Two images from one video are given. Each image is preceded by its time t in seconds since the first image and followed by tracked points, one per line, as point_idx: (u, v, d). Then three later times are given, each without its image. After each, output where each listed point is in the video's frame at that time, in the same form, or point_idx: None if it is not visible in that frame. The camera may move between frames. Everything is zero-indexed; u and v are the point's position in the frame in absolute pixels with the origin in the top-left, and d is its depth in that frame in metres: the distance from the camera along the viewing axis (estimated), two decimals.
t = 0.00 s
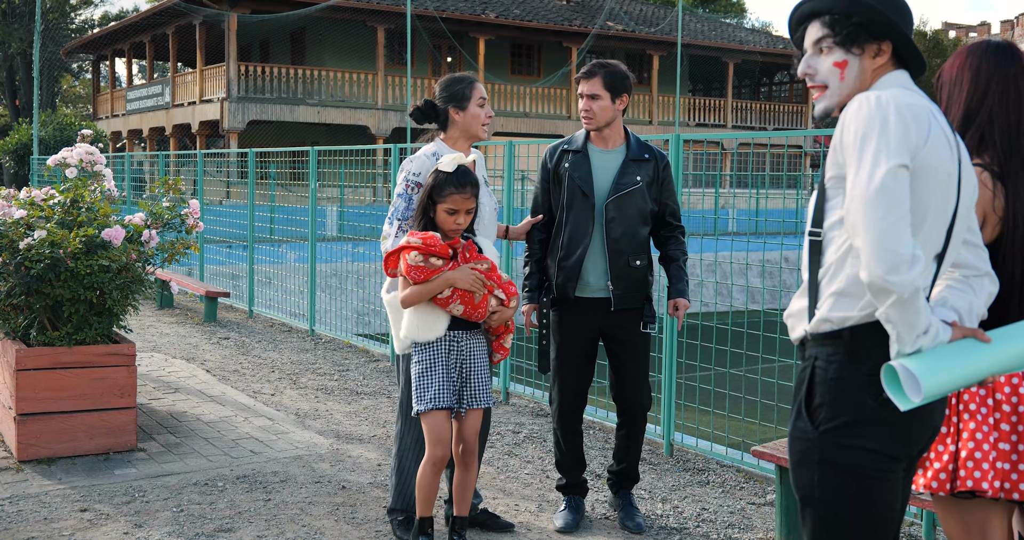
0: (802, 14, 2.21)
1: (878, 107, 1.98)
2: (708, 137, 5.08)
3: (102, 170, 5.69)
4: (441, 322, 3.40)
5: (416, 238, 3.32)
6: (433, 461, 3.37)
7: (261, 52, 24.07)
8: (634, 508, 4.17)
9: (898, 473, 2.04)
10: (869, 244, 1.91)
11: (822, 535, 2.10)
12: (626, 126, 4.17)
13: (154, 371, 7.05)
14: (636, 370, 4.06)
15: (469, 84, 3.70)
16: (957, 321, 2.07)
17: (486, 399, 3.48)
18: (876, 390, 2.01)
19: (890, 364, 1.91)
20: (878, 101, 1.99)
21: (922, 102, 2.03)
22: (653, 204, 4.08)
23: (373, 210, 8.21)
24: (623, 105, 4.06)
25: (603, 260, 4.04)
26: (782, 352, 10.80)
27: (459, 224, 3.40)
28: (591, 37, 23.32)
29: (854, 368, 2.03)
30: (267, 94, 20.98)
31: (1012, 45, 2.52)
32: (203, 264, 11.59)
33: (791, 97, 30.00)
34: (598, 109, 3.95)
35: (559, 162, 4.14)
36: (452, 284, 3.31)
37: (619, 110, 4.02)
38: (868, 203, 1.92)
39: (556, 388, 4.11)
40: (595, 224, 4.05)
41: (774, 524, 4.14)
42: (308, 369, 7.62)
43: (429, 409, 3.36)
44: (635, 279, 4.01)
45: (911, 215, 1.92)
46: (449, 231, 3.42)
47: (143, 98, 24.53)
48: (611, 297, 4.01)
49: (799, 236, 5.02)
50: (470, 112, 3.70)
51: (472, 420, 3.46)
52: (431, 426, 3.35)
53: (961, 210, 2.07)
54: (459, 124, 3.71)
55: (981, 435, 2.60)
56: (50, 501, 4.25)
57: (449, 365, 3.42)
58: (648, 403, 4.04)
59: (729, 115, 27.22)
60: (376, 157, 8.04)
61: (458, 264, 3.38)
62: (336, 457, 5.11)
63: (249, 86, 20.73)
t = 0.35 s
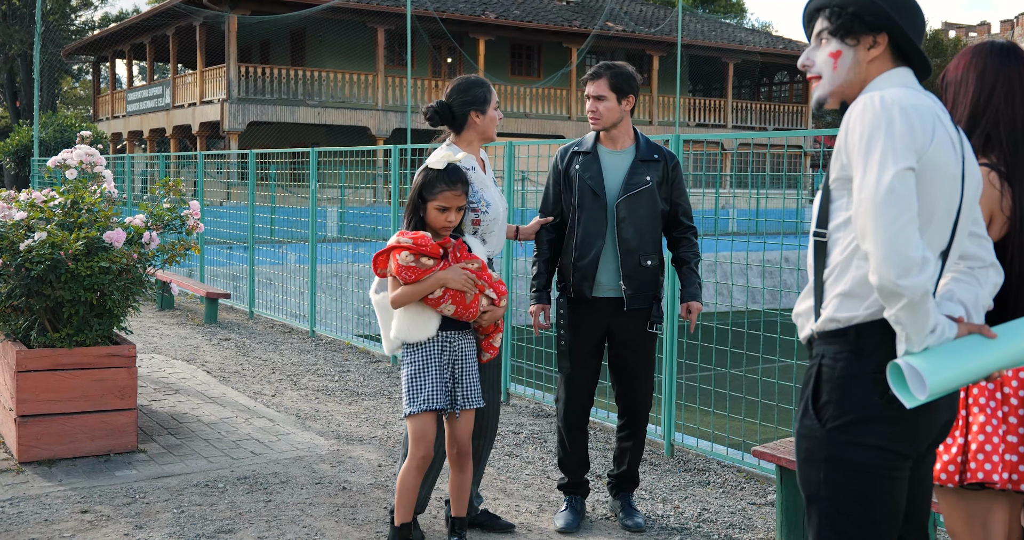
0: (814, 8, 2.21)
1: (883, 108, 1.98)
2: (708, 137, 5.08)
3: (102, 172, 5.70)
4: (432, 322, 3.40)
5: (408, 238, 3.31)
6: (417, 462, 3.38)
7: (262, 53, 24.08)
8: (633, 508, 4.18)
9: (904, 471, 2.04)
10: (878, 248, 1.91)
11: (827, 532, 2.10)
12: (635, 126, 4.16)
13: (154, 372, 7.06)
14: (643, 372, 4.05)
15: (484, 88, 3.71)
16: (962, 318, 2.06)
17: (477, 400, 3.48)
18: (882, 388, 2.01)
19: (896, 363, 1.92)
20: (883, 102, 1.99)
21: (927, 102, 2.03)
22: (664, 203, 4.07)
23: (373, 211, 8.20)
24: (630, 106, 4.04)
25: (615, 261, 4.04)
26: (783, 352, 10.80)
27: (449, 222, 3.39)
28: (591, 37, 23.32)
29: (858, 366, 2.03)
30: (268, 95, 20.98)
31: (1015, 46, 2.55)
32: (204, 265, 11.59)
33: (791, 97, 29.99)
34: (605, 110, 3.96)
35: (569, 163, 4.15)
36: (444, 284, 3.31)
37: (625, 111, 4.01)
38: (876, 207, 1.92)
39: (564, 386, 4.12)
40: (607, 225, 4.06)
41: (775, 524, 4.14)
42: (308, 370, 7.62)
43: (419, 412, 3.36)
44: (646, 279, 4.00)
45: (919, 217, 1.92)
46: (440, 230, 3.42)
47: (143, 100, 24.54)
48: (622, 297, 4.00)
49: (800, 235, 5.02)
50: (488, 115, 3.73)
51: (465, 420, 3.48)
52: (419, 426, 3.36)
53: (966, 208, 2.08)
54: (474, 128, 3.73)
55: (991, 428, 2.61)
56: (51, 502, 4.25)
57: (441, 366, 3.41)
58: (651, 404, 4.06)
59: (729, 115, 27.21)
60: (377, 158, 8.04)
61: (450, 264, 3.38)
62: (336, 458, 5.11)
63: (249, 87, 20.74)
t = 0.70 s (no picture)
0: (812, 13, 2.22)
1: (854, 112, 1.98)
2: (708, 137, 5.08)
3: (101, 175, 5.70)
4: (423, 324, 3.39)
5: (400, 240, 3.32)
6: (412, 466, 3.37)
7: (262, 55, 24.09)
8: (634, 508, 4.17)
9: (904, 470, 2.03)
10: (851, 252, 1.93)
11: (824, 528, 2.11)
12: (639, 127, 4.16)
13: (155, 375, 7.06)
14: (649, 372, 4.05)
15: (489, 91, 3.71)
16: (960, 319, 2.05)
17: (467, 402, 3.48)
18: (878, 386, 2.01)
19: (879, 364, 1.92)
20: (854, 105, 1.99)
21: (906, 101, 2.01)
22: (669, 204, 4.07)
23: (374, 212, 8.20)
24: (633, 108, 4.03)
25: (621, 261, 4.04)
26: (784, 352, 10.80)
27: (441, 220, 3.39)
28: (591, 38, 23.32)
29: (854, 364, 2.03)
30: (267, 97, 20.98)
31: (1012, 49, 2.56)
32: (204, 268, 11.60)
33: (791, 96, 30.01)
34: (607, 112, 3.97)
35: (574, 166, 4.15)
36: (437, 284, 3.31)
37: (628, 113, 4.00)
38: (848, 213, 1.94)
39: (570, 385, 4.13)
40: (612, 226, 4.06)
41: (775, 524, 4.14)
42: (309, 372, 7.62)
43: (410, 415, 3.35)
44: (652, 279, 3.99)
45: (893, 220, 1.92)
46: (431, 229, 3.41)
47: (143, 102, 24.56)
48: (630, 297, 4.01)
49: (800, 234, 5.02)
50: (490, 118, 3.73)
51: (456, 422, 3.47)
52: (412, 430, 3.35)
53: (959, 204, 2.05)
54: (479, 130, 3.72)
55: (1010, 424, 2.62)
56: (51, 506, 4.25)
57: (431, 369, 3.41)
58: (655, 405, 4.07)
59: (729, 115, 27.22)
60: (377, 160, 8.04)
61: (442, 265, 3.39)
62: (337, 460, 5.11)
63: (249, 90, 20.74)
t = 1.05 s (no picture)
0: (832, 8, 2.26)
1: (823, 111, 2.01)
2: (705, 136, 5.09)
3: (98, 178, 5.69)
4: (426, 325, 3.39)
5: (406, 241, 3.27)
6: (406, 466, 3.38)
7: (259, 58, 24.08)
8: (633, 509, 4.17)
9: (886, 469, 2.03)
10: (813, 249, 1.97)
11: (808, 524, 2.11)
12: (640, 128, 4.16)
13: (153, 378, 7.05)
14: (649, 372, 4.05)
15: (480, 92, 3.71)
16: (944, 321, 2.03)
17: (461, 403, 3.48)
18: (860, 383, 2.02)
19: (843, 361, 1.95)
20: (825, 105, 2.02)
21: (883, 100, 2.02)
22: (670, 204, 4.07)
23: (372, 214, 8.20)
24: (635, 109, 4.05)
25: (622, 261, 4.04)
26: (783, 352, 10.80)
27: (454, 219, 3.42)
28: (589, 38, 23.31)
29: (835, 362, 2.05)
30: (265, 99, 20.96)
31: (1006, 52, 2.62)
32: (203, 270, 11.59)
33: (789, 96, 30.02)
34: (609, 113, 3.97)
35: (575, 166, 4.15)
36: (445, 285, 3.32)
37: (629, 113, 4.01)
38: (810, 210, 1.98)
39: (570, 384, 4.13)
40: (613, 226, 4.05)
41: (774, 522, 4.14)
42: (307, 374, 7.62)
43: (405, 417, 3.35)
44: (654, 278, 3.99)
45: (854, 218, 1.94)
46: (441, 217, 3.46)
47: (140, 105, 24.54)
48: (632, 297, 4.01)
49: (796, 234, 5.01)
50: (475, 119, 3.71)
51: (451, 424, 3.46)
52: (406, 432, 3.35)
53: (946, 205, 2.03)
54: (466, 131, 3.73)
55: (1006, 417, 2.65)
56: (50, 509, 4.24)
57: (428, 370, 3.40)
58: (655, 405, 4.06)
59: (727, 115, 27.22)
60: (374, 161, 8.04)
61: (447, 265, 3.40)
62: (336, 462, 5.11)
63: (247, 92, 20.73)
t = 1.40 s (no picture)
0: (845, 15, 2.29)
1: (814, 106, 2.06)
2: (702, 132, 5.09)
3: (95, 175, 5.69)
4: (429, 323, 3.39)
5: (416, 239, 3.26)
6: (403, 462, 3.40)
7: (256, 55, 24.06)
8: (631, 505, 4.19)
9: (873, 467, 2.03)
10: (792, 241, 2.03)
11: (796, 517, 2.14)
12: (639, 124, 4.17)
13: (152, 375, 7.05)
14: (647, 369, 4.06)
15: (481, 88, 3.71)
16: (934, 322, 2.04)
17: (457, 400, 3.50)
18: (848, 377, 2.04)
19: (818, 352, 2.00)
20: (817, 101, 2.06)
21: (876, 97, 2.04)
22: (669, 200, 4.08)
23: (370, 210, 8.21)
24: (635, 105, 4.06)
25: (622, 257, 4.05)
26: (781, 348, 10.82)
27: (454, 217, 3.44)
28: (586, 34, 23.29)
29: (820, 357, 2.09)
30: (262, 97, 20.94)
31: (1007, 45, 2.61)
32: (201, 268, 11.59)
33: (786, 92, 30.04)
34: (610, 109, 3.97)
35: (574, 162, 4.16)
36: (453, 283, 3.33)
37: (630, 110, 4.02)
38: (791, 203, 2.04)
39: (567, 379, 4.15)
40: (613, 223, 4.06)
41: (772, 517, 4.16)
42: (305, 371, 7.63)
43: (404, 415, 3.36)
44: (654, 275, 4.01)
45: (831, 212, 1.98)
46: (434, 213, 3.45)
47: (137, 102, 24.50)
48: (632, 293, 4.02)
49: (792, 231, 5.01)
50: (473, 116, 3.72)
51: (450, 421, 3.47)
52: (404, 429, 3.36)
53: (939, 204, 2.02)
54: (465, 128, 3.75)
55: (1006, 410, 2.68)
56: (49, 505, 4.25)
57: (429, 369, 3.41)
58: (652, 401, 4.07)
59: (725, 111, 27.23)
60: (371, 158, 8.05)
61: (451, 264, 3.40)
62: (334, 458, 5.12)
63: (244, 89, 20.71)
